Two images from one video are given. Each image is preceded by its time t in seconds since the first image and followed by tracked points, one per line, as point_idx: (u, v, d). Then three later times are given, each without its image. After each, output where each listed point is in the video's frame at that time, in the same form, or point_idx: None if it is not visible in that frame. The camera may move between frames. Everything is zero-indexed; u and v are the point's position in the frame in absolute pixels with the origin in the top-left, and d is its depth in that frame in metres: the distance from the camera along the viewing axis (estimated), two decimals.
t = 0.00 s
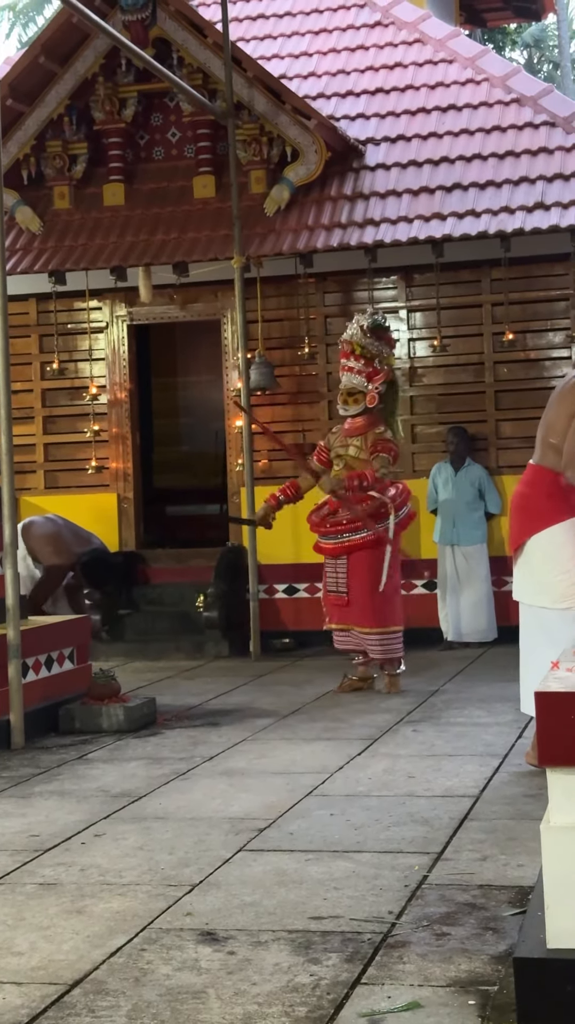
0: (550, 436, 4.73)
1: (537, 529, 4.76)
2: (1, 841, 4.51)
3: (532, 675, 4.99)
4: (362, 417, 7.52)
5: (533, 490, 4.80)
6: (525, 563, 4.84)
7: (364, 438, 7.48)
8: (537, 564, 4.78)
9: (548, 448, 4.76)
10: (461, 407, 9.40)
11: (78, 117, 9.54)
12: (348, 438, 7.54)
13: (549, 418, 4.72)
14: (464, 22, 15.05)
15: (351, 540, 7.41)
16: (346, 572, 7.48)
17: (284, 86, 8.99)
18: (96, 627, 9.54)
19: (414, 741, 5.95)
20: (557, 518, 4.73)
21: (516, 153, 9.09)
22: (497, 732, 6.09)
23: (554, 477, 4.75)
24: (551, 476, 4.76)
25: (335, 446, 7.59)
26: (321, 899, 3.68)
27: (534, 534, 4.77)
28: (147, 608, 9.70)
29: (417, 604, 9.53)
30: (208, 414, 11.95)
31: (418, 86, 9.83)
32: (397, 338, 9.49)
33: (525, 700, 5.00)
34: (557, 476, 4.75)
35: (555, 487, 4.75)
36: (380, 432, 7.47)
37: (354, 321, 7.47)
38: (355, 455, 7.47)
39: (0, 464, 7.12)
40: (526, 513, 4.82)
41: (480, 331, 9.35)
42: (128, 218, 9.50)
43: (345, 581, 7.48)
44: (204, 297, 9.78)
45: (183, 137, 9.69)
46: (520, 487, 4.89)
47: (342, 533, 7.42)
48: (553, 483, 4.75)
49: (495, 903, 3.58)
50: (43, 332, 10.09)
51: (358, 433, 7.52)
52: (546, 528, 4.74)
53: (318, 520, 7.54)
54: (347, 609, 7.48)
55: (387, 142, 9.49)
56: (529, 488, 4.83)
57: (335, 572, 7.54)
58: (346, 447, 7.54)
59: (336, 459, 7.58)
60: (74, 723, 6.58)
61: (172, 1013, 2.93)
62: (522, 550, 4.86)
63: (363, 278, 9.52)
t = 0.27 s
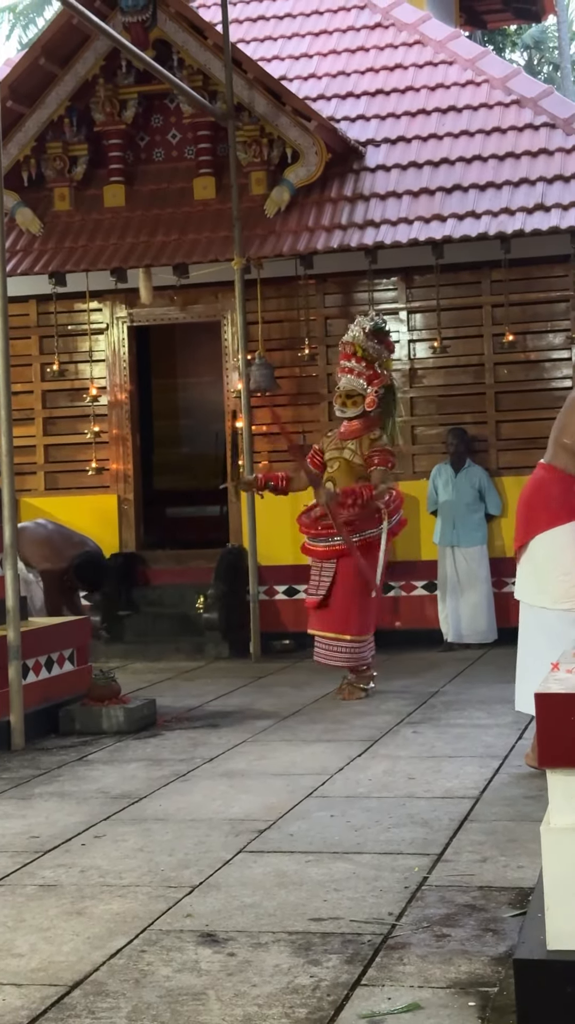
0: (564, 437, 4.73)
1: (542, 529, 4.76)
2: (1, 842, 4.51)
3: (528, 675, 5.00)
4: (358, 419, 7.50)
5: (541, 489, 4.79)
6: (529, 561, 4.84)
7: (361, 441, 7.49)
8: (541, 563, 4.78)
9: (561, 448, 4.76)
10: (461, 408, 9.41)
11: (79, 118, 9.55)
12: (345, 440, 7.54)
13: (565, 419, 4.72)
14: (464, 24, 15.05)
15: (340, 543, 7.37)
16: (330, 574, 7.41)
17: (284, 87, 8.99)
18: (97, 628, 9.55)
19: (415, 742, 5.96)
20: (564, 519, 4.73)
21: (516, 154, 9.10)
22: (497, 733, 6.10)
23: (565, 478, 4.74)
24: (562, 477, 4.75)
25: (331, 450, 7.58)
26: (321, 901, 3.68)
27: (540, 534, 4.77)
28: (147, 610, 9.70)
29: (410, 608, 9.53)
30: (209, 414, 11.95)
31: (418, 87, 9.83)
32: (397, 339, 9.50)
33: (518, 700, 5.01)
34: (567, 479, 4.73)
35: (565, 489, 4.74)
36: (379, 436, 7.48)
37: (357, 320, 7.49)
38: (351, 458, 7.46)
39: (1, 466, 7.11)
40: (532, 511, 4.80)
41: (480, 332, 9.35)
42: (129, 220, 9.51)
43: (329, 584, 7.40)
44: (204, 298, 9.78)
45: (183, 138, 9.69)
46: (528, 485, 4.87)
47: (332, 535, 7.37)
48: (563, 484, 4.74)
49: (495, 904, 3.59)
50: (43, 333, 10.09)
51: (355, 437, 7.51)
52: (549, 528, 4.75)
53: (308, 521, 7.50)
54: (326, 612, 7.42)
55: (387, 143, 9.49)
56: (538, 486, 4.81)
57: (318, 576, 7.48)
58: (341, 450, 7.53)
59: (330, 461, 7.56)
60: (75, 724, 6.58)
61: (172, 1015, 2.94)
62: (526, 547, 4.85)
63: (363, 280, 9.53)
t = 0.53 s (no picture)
0: (573, 436, 4.68)
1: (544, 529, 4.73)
2: (1, 842, 4.51)
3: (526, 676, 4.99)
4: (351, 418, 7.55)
5: (545, 489, 4.74)
6: (529, 560, 4.82)
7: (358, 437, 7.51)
8: (542, 564, 4.77)
9: (568, 448, 4.72)
10: (461, 409, 9.41)
11: (79, 119, 9.55)
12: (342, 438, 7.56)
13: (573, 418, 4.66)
14: (464, 24, 15.05)
15: (350, 537, 7.32)
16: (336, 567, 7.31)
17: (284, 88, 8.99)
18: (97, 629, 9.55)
19: (415, 743, 5.95)
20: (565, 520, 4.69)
21: (516, 155, 9.10)
22: (497, 734, 6.09)
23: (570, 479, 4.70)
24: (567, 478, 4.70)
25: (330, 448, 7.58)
26: (321, 901, 3.68)
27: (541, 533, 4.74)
28: (147, 611, 9.70)
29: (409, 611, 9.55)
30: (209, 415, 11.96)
31: (418, 88, 9.83)
32: (397, 340, 9.50)
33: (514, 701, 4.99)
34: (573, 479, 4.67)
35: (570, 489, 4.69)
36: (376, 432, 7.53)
37: (358, 317, 7.57)
38: (351, 452, 7.46)
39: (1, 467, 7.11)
40: (535, 510, 4.77)
41: (480, 333, 9.35)
42: (129, 220, 9.51)
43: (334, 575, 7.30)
44: (204, 299, 9.78)
45: (183, 138, 9.69)
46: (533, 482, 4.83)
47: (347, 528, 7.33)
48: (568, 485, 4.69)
49: (495, 904, 3.59)
50: (43, 334, 10.09)
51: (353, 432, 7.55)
52: (550, 528, 4.72)
53: (309, 515, 7.42)
54: (326, 602, 7.30)
55: (387, 143, 9.49)
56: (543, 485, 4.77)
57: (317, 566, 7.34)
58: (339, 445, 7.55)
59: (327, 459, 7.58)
60: (75, 725, 6.58)
61: (172, 1015, 2.93)
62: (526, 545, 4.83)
63: (363, 280, 9.53)
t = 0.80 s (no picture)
0: None
1: (544, 529, 4.72)
2: (0, 842, 4.51)
3: (525, 676, 4.99)
4: (345, 421, 7.52)
5: (546, 488, 4.72)
6: (529, 560, 4.82)
7: (357, 438, 7.51)
8: (542, 564, 4.77)
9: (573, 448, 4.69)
10: (461, 408, 9.41)
11: (79, 119, 9.55)
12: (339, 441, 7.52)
13: None
14: (464, 24, 15.05)
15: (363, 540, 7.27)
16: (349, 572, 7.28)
17: (284, 87, 8.99)
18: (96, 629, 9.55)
19: (414, 743, 5.95)
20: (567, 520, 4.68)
21: (516, 154, 9.10)
22: (497, 734, 6.09)
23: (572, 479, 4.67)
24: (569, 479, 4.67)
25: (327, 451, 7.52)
26: (321, 900, 3.68)
27: (542, 533, 4.73)
28: (147, 610, 9.71)
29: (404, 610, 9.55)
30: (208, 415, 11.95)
31: (418, 88, 9.83)
32: (397, 339, 9.50)
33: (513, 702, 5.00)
34: None
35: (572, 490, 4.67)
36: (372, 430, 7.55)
37: (355, 320, 7.73)
38: (355, 454, 7.45)
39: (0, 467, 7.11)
40: (534, 509, 4.76)
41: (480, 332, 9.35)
42: (129, 220, 9.51)
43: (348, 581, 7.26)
44: (204, 299, 9.77)
45: (183, 138, 9.69)
46: (534, 481, 4.80)
47: (359, 530, 7.27)
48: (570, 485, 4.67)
49: (495, 904, 3.58)
50: (43, 334, 10.09)
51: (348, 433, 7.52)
52: (550, 528, 4.71)
53: (310, 519, 7.41)
54: (342, 610, 7.30)
55: (387, 143, 9.49)
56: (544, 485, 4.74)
57: (331, 572, 7.32)
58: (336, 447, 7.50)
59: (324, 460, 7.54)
60: (74, 724, 6.58)
61: (172, 1015, 2.93)
62: (526, 544, 4.81)
63: (363, 280, 9.53)
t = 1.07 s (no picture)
0: None
1: (542, 528, 4.68)
2: None
3: (526, 675, 5.05)
4: (341, 417, 7.31)
5: (545, 485, 4.63)
6: (527, 560, 4.81)
7: (356, 433, 7.29)
8: (540, 564, 4.76)
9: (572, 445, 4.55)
10: (460, 407, 9.41)
11: (78, 118, 9.54)
12: (335, 437, 7.30)
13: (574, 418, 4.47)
14: (463, 22, 15.05)
15: (368, 538, 7.10)
16: (360, 572, 7.15)
17: (283, 86, 8.98)
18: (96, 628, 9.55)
19: (413, 742, 5.95)
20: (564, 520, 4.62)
21: (515, 153, 9.10)
22: (496, 733, 6.09)
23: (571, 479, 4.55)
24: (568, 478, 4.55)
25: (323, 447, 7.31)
26: (320, 900, 3.68)
27: (541, 533, 4.70)
28: (146, 610, 9.71)
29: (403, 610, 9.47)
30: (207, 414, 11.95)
31: (417, 87, 9.83)
32: (396, 338, 9.51)
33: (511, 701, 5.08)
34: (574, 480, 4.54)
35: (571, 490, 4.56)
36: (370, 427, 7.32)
37: (348, 316, 7.45)
38: (355, 448, 7.24)
39: None
40: (533, 507, 4.71)
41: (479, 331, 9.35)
42: (128, 219, 9.51)
43: (361, 583, 7.16)
44: (203, 298, 9.77)
45: (182, 137, 9.69)
46: (535, 477, 4.72)
47: (363, 528, 7.09)
48: (569, 484, 4.56)
49: (493, 903, 3.59)
50: (42, 332, 10.08)
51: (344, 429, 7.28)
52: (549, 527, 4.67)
53: (308, 519, 7.17)
54: (356, 613, 7.16)
55: (386, 142, 9.49)
56: (543, 483, 4.64)
57: (341, 574, 7.17)
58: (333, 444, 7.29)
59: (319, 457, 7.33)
60: (74, 723, 6.58)
61: (171, 1014, 2.93)
62: (525, 543, 4.81)
63: (362, 279, 9.53)
